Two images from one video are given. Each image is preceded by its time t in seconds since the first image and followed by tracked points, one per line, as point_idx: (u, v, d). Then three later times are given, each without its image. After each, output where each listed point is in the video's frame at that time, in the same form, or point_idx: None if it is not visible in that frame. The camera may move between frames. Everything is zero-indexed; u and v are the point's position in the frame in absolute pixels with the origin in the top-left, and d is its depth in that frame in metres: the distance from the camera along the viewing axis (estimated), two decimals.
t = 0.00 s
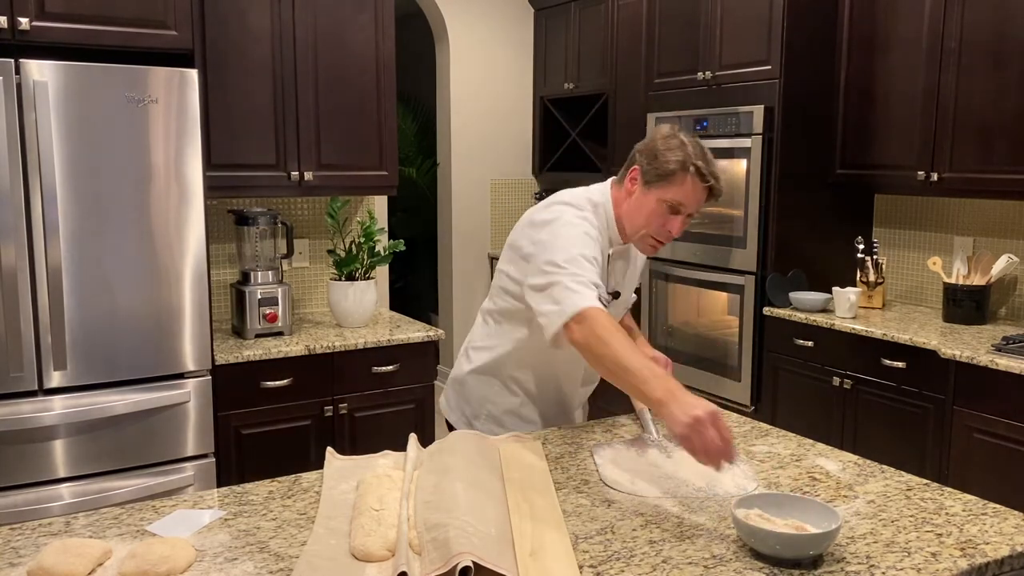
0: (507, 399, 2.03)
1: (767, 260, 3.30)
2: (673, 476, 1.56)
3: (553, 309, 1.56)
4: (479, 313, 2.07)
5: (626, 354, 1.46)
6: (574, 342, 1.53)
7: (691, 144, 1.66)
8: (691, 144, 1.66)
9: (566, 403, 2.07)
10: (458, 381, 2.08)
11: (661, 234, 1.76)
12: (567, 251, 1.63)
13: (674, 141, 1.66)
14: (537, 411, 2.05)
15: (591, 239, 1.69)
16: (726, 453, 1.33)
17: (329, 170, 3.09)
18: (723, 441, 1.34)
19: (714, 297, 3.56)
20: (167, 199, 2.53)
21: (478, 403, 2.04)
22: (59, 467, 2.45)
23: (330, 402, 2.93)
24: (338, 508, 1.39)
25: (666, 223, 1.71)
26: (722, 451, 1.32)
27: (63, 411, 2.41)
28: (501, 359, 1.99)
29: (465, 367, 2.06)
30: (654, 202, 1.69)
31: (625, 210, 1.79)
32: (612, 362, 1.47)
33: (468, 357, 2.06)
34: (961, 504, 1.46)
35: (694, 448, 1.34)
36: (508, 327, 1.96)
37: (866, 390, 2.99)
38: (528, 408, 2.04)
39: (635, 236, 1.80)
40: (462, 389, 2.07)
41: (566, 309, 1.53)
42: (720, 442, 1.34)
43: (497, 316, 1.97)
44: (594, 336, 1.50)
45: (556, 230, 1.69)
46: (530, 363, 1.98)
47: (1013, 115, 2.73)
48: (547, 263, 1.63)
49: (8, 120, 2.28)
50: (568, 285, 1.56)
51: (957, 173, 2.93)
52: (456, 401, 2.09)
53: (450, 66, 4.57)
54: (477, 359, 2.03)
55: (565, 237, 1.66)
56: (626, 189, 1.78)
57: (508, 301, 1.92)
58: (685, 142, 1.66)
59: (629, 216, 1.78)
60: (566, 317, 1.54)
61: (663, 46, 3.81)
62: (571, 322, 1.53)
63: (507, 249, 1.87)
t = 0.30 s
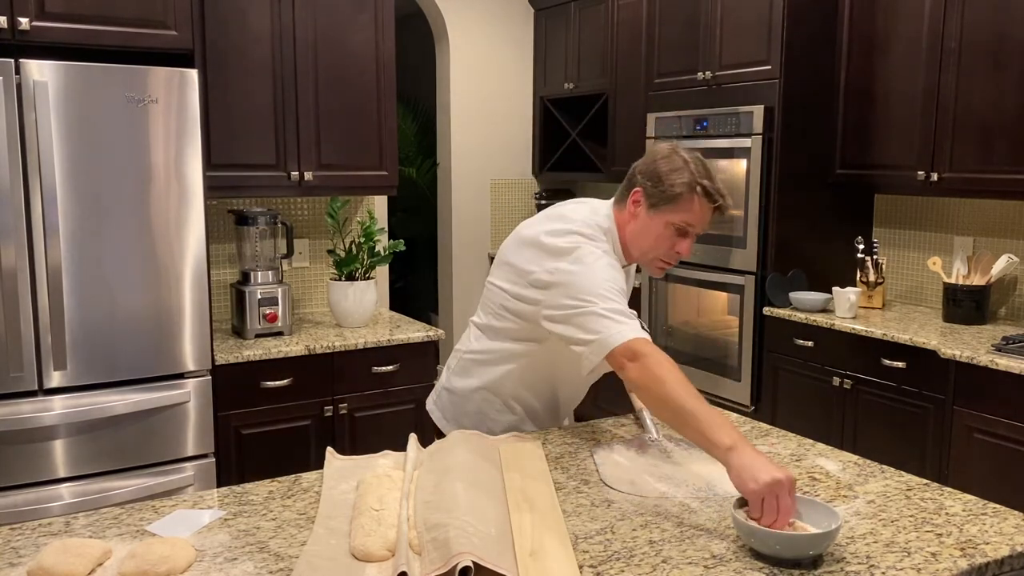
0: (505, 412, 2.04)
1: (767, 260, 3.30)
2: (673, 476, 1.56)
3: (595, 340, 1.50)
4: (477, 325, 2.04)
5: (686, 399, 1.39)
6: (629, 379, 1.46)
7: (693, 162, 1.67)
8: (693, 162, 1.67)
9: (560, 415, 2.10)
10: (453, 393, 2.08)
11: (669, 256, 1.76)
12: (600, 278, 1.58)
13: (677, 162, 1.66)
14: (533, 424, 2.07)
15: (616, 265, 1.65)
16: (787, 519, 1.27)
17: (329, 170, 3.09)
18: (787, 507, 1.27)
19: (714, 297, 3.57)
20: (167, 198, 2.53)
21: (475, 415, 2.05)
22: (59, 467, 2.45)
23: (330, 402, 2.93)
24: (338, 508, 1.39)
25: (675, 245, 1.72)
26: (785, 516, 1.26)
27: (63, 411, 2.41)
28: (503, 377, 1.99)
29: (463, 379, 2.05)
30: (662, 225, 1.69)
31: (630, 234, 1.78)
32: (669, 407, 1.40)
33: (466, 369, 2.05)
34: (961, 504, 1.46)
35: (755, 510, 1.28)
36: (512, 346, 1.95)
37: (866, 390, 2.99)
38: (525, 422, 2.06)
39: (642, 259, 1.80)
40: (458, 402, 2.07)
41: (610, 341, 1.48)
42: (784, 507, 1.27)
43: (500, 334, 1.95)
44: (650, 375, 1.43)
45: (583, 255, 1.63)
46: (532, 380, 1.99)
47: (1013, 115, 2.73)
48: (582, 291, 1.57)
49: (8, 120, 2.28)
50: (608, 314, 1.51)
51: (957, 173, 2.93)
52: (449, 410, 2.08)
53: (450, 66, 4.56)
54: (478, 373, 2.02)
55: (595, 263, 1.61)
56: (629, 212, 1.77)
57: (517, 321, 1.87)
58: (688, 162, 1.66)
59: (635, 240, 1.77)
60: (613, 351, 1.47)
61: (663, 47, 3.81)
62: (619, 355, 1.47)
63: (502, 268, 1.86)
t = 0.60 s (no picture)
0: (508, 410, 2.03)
1: (767, 260, 3.30)
2: (673, 476, 1.56)
3: (552, 334, 1.59)
4: (481, 321, 2.05)
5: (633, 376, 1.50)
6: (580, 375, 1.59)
7: (703, 155, 1.68)
8: (702, 156, 1.68)
9: (564, 414, 2.07)
10: (458, 391, 2.08)
11: (669, 246, 1.78)
12: (569, 272, 1.63)
13: (688, 154, 1.67)
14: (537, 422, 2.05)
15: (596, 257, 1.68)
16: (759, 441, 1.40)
17: (329, 170, 3.09)
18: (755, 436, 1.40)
19: (714, 297, 3.57)
20: (167, 198, 2.53)
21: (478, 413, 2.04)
22: (59, 467, 2.45)
23: (330, 402, 2.93)
24: (338, 508, 1.39)
25: (676, 236, 1.74)
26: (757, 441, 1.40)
27: (63, 411, 2.41)
28: (507, 373, 1.99)
29: (466, 376, 2.06)
30: (667, 216, 1.71)
31: (631, 220, 1.80)
32: (620, 389, 1.52)
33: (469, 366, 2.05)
34: (961, 503, 1.46)
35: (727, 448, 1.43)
36: (512, 338, 1.96)
37: (866, 390, 3.00)
38: (529, 420, 2.04)
39: (641, 245, 1.82)
40: (462, 400, 2.07)
41: (566, 337, 1.57)
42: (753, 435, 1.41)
43: (501, 324, 1.97)
44: (593, 368, 1.54)
45: (556, 244, 1.68)
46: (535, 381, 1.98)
47: (1013, 115, 2.73)
48: (547, 283, 1.63)
49: (8, 120, 2.28)
50: (568, 312, 1.58)
51: (957, 173, 2.93)
52: (454, 409, 2.09)
53: (450, 66, 4.56)
54: (480, 370, 2.03)
55: (567, 255, 1.65)
56: (633, 198, 1.78)
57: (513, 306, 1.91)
58: (700, 156, 1.67)
59: (636, 227, 1.79)
60: (567, 350, 1.59)
61: (663, 46, 3.81)
62: (571, 352, 1.58)
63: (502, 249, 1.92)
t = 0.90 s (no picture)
0: (510, 394, 2.02)
1: (767, 260, 3.30)
2: (673, 476, 1.56)
3: (538, 310, 1.65)
4: (488, 307, 2.07)
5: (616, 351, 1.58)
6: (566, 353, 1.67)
7: (715, 156, 1.71)
8: (714, 156, 1.71)
9: (568, 400, 2.06)
10: (464, 377, 2.08)
11: (672, 238, 1.81)
12: (557, 251, 1.68)
13: (702, 153, 1.70)
14: (540, 407, 2.04)
15: (587, 238, 1.73)
16: (731, 397, 1.50)
17: (329, 170, 3.09)
18: (728, 392, 1.50)
19: (714, 297, 3.57)
20: (167, 198, 2.53)
21: (481, 397, 2.04)
22: (59, 467, 2.45)
23: (330, 402, 2.93)
24: (338, 508, 1.39)
25: (681, 229, 1.76)
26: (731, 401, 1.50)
27: (63, 411, 2.41)
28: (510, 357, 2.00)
29: (471, 361, 2.07)
30: (675, 209, 1.73)
31: (638, 210, 1.82)
32: (605, 362, 1.60)
33: (474, 350, 2.07)
34: (961, 503, 1.46)
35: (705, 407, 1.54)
36: (515, 318, 1.97)
37: (866, 390, 3.00)
38: (531, 405, 2.03)
39: (644, 235, 1.84)
40: (468, 385, 2.07)
41: (550, 314, 1.63)
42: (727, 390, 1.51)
43: (503, 303, 1.99)
44: (580, 345, 1.63)
45: (548, 225, 1.74)
46: (539, 364, 1.98)
47: (1013, 115, 2.73)
48: (535, 262, 1.70)
49: (8, 120, 2.28)
50: (555, 290, 1.64)
51: (957, 173, 2.93)
52: (460, 396, 2.09)
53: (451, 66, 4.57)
54: (483, 353, 2.04)
55: (557, 235, 1.71)
56: (642, 189, 1.81)
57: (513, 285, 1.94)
58: (713, 154, 1.71)
59: (642, 217, 1.81)
60: (552, 328, 1.66)
61: (663, 46, 3.81)
62: (557, 332, 1.66)
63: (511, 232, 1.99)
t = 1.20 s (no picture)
0: (515, 385, 2.02)
1: (767, 260, 3.30)
2: (673, 476, 1.56)
3: (543, 299, 1.65)
4: (495, 298, 2.08)
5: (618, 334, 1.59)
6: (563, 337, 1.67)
7: (725, 163, 1.71)
8: (724, 163, 1.71)
9: (572, 392, 2.06)
10: (470, 368, 2.09)
11: (677, 240, 1.80)
12: (564, 241, 1.69)
13: (712, 158, 1.70)
14: (544, 398, 2.04)
15: (594, 229, 1.73)
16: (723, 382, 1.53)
17: (330, 170, 3.09)
18: (722, 376, 1.53)
19: (714, 297, 3.57)
20: (167, 198, 2.53)
21: (486, 388, 2.04)
22: (59, 467, 2.45)
23: (330, 402, 2.93)
24: (338, 508, 1.39)
25: (686, 231, 1.76)
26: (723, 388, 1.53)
27: (63, 411, 2.41)
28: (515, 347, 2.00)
29: (478, 351, 2.08)
30: (680, 209, 1.73)
31: (645, 210, 1.82)
32: (603, 348, 1.61)
33: (481, 341, 2.08)
34: (961, 504, 1.46)
35: (699, 390, 1.56)
36: (520, 309, 1.98)
37: (866, 390, 3.00)
38: (535, 396, 2.03)
39: (650, 236, 1.83)
40: (473, 376, 2.08)
41: (554, 303, 1.63)
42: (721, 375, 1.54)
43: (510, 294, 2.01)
44: (579, 332, 1.63)
45: (556, 216, 1.74)
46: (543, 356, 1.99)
47: (1013, 115, 2.73)
48: (542, 252, 1.70)
49: (8, 120, 2.28)
50: (561, 279, 1.64)
51: (957, 173, 2.93)
52: (466, 388, 2.09)
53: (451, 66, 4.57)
54: (489, 343, 2.04)
55: (565, 225, 1.71)
56: (652, 189, 1.81)
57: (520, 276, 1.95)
58: (722, 160, 1.70)
59: (649, 217, 1.81)
60: (553, 317, 1.66)
61: (663, 46, 3.81)
62: (557, 319, 1.66)
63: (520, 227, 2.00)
